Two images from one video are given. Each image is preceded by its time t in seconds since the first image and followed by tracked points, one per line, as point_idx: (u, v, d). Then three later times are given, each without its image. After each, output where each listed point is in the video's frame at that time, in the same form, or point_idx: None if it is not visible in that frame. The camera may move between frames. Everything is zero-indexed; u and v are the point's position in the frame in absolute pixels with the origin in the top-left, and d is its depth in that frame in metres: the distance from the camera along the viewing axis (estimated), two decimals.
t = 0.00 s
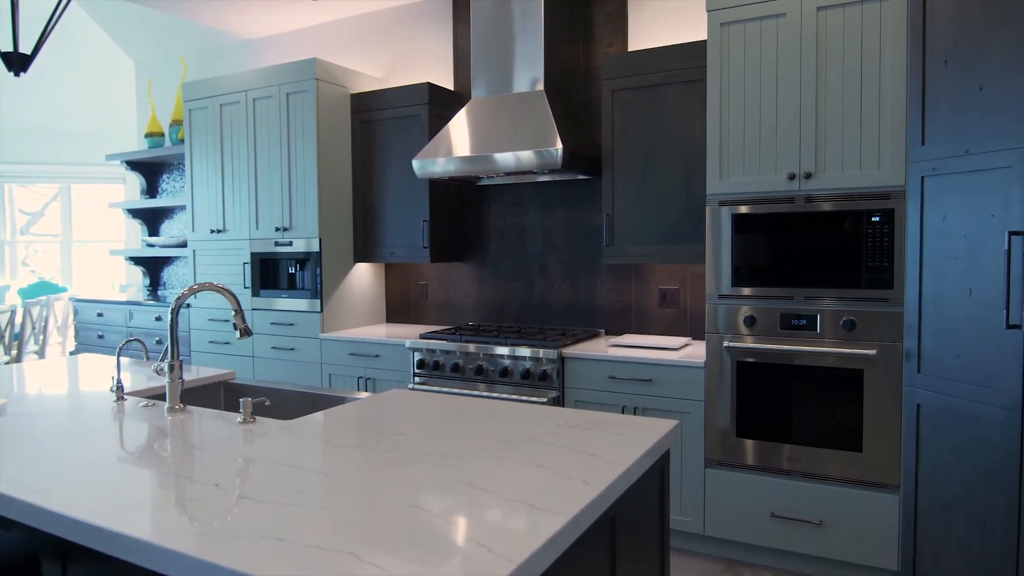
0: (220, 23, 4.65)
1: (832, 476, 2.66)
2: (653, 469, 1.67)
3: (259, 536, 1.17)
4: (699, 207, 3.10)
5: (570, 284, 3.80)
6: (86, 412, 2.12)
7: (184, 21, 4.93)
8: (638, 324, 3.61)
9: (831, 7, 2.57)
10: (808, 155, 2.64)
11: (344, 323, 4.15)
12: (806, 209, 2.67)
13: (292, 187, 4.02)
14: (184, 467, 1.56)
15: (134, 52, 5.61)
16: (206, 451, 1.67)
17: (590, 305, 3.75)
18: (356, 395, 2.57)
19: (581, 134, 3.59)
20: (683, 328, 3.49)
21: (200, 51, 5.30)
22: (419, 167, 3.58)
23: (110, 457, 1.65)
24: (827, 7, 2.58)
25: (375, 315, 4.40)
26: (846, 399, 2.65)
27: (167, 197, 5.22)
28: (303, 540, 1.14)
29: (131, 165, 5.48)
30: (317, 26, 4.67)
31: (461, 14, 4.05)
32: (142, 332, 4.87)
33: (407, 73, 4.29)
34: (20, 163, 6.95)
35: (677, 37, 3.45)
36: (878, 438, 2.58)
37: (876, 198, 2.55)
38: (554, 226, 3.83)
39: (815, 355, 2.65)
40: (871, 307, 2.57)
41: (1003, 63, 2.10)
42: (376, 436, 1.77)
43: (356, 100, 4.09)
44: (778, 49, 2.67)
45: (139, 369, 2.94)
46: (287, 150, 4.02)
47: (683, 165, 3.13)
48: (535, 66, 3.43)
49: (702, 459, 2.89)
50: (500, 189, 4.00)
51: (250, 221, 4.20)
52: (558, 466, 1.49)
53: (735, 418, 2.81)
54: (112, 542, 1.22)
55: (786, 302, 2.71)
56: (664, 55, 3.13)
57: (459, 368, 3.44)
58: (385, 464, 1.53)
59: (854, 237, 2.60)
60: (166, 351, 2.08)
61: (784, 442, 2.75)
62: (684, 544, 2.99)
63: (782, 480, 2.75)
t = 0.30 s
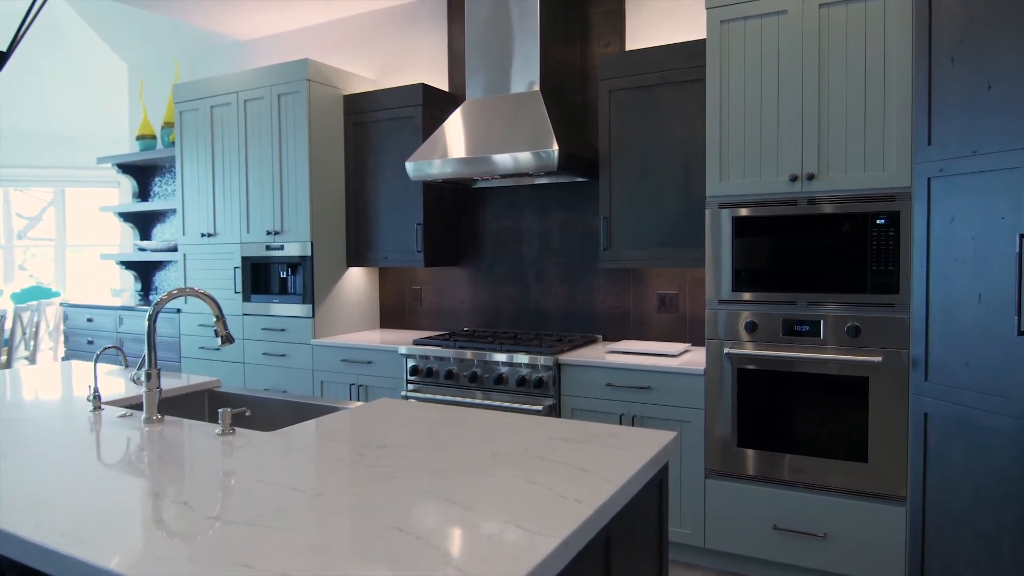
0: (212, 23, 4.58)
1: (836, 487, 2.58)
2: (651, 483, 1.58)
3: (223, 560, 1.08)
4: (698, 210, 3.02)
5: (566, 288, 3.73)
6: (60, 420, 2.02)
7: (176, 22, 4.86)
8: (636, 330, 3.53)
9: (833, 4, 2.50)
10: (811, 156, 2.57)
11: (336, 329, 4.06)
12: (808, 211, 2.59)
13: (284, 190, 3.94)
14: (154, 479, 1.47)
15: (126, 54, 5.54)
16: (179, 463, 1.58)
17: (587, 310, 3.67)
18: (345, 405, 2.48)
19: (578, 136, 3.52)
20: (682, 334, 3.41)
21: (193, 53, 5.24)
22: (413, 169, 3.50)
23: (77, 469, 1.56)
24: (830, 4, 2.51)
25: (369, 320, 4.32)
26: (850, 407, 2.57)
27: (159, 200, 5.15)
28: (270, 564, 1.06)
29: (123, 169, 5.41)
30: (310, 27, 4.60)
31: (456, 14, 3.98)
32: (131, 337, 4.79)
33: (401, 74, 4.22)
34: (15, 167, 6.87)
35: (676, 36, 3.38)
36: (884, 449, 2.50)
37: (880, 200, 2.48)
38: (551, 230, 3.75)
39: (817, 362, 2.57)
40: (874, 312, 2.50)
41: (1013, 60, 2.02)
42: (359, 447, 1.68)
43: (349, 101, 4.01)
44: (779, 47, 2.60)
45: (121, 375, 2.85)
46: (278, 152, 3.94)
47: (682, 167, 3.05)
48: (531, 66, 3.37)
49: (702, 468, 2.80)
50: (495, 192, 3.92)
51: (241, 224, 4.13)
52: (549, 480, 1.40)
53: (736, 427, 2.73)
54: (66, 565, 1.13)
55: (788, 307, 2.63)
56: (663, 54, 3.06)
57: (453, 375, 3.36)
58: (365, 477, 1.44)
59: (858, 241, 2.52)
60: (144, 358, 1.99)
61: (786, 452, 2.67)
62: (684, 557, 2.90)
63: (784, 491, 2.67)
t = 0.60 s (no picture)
0: (205, 25, 4.51)
1: (840, 500, 2.50)
2: (648, 501, 1.49)
3: None
4: (698, 215, 2.95)
5: (563, 294, 3.65)
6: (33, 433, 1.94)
7: (169, 24, 4.79)
8: (634, 337, 3.45)
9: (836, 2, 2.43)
10: (813, 159, 2.49)
11: (328, 335, 3.98)
12: (811, 215, 2.52)
13: (275, 194, 3.87)
14: (120, 496, 1.39)
15: (119, 57, 5.48)
16: (149, 479, 1.49)
17: (585, 317, 3.59)
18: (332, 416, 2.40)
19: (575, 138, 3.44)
20: (681, 342, 3.33)
21: (187, 56, 5.16)
22: (406, 172, 3.43)
23: (42, 487, 1.48)
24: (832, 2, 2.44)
25: (363, 327, 4.24)
26: (853, 418, 2.49)
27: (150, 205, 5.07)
28: None
29: (115, 173, 5.34)
30: (304, 29, 4.53)
31: (451, 15, 3.91)
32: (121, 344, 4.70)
33: (395, 76, 4.15)
34: None
35: (674, 36, 3.31)
36: (890, 461, 2.42)
37: (885, 204, 2.40)
38: (547, 234, 3.67)
39: (818, 370, 2.50)
40: (879, 320, 2.42)
41: None
42: (340, 460, 1.60)
43: (343, 104, 3.95)
44: (780, 46, 2.53)
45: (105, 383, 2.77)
46: (269, 155, 3.87)
47: (682, 170, 2.98)
48: (527, 68, 3.30)
49: (702, 480, 2.72)
50: (491, 196, 3.85)
51: (232, 229, 4.05)
52: (538, 497, 1.32)
53: (737, 438, 2.65)
54: None
55: (791, 315, 2.55)
56: (661, 54, 3.00)
57: (446, 384, 3.28)
58: (342, 494, 1.36)
59: (862, 246, 2.45)
60: (120, 368, 1.90)
61: (788, 463, 2.59)
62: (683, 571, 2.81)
63: (786, 504, 2.58)
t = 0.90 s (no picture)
0: (197, 27, 4.45)
1: (845, 514, 2.42)
2: (646, 520, 1.40)
3: None
4: (697, 219, 2.87)
5: (560, 300, 3.57)
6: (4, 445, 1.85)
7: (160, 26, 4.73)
8: (632, 344, 3.37)
9: None
10: (816, 161, 2.42)
11: (320, 342, 3.90)
12: (814, 220, 2.44)
13: (266, 197, 3.79)
14: (85, 517, 1.30)
15: (111, 60, 5.42)
16: (119, 498, 1.41)
17: (582, 323, 3.51)
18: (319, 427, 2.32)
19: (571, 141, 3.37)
20: (680, 349, 3.25)
21: (179, 59, 5.11)
22: (398, 176, 3.36)
23: (6, 506, 1.39)
24: None
25: (355, 334, 4.16)
26: (859, 428, 2.41)
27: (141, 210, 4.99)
28: None
29: (106, 177, 5.27)
30: (297, 31, 4.47)
31: (446, 15, 3.85)
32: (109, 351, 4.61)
33: (389, 79, 4.09)
34: None
35: (672, 36, 3.24)
36: (896, 474, 2.34)
37: (891, 208, 2.32)
38: (543, 239, 3.60)
39: (822, 380, 2.42)
40: (884, 328, 2.35)
41: None
42: (321, 475, 1.52)
43: (335, 106, 3.87)
44: (781, 45, 2.45)
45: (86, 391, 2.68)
46: (260, 158, 3.80)
47: (681, 173, 2.90)
48: (522, 69, 3.23)
49: (702, 492, 2.64)
50: (486, 200, 3.78)
51: (222, 233, 3.97)
52: (527, 517, 1.23)
53: (738, 449, 2.56)
54: None
55: (793, 322, 2.47)
56: (658, 55, 2.93)
57: (440, 393, 3.20)
58: (321, 513, 1.27)
59: (867, 251, 2.37)
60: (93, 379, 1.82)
61: (790, 476, 2.50)
62: None
63: (789, 518, 2.50)
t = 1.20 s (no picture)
0: (190, 28, 4.39)
1: (851, 528, 2.33)
2: (642, 541, 1.32)
3: None
4: (697, 222, 2.79)
5: (557, 306, 3.49)
6: None
7: (153, 27, 4.67)
8: (630, 351, 3.29)
9: None
10: (820, 162, 2.34)
11: (312, 348, 3.82)
12: (818, 223, 2.36)
13: (257, 201, 3.72)
14: (43, 539, 1.22)
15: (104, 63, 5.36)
16: (83, 517, 1.33)
17: (579, 329, 3.43)
18: (306, 438, 2.23)
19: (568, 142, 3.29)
20: (680, 356, 3.17)
21: (173, 61, 5.05)
22: (391, 179, 3.28)
23: None
24: None
25: (349, 340, 4.08)
26: (865, 439, 2.32)
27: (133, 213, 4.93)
28: None
29: (99, 180, 5.20)
30: (291, 31, 4.40)
31: (441, 15, 3.78)
32: (100, 356, 4.54)
33: (384, 80, 4.02)
34: None
35: (671, 35, 3.17)
36: (904, 486, 2.25)
37: (898, 210, 2.24)
38: (540, 243, 3.52)
39: (826, 389, 2.34)
40: (890, 335, 2.26)
41: None
42: (299, 491, 1.43)
43: (328, 107, 3.80)
44: (784, 42, 2.38)
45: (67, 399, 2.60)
46: (251, 160, 3.72)
47: (681, 175, 2.83)
48: (518, 69, 3.16)
49: (703, 505, 2.55)
50: (482, 203, 3.70)
51: (213, 237, 3.90)
52: (514, 540, 1.14)
53: (740, 460, 2.48)
54: None
55: (797, 329, 2.39)
56: (657, 53, 2.85)
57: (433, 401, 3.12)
58: (295, 535, 1.19)
59: (873, 255, 2.29)
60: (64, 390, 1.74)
61: (794, 488, 2.42)
62: None
63: (793, 532, 2.41)
